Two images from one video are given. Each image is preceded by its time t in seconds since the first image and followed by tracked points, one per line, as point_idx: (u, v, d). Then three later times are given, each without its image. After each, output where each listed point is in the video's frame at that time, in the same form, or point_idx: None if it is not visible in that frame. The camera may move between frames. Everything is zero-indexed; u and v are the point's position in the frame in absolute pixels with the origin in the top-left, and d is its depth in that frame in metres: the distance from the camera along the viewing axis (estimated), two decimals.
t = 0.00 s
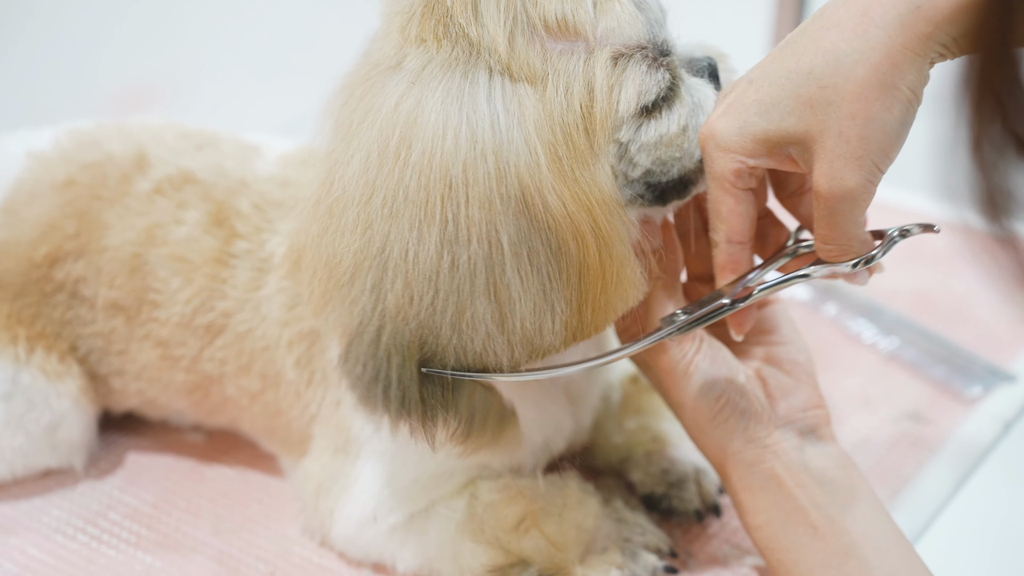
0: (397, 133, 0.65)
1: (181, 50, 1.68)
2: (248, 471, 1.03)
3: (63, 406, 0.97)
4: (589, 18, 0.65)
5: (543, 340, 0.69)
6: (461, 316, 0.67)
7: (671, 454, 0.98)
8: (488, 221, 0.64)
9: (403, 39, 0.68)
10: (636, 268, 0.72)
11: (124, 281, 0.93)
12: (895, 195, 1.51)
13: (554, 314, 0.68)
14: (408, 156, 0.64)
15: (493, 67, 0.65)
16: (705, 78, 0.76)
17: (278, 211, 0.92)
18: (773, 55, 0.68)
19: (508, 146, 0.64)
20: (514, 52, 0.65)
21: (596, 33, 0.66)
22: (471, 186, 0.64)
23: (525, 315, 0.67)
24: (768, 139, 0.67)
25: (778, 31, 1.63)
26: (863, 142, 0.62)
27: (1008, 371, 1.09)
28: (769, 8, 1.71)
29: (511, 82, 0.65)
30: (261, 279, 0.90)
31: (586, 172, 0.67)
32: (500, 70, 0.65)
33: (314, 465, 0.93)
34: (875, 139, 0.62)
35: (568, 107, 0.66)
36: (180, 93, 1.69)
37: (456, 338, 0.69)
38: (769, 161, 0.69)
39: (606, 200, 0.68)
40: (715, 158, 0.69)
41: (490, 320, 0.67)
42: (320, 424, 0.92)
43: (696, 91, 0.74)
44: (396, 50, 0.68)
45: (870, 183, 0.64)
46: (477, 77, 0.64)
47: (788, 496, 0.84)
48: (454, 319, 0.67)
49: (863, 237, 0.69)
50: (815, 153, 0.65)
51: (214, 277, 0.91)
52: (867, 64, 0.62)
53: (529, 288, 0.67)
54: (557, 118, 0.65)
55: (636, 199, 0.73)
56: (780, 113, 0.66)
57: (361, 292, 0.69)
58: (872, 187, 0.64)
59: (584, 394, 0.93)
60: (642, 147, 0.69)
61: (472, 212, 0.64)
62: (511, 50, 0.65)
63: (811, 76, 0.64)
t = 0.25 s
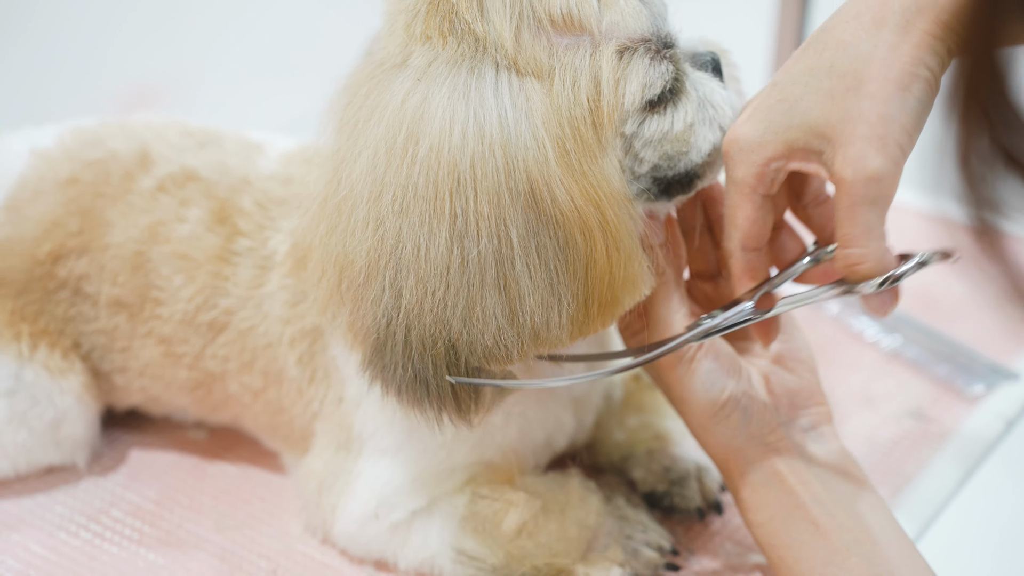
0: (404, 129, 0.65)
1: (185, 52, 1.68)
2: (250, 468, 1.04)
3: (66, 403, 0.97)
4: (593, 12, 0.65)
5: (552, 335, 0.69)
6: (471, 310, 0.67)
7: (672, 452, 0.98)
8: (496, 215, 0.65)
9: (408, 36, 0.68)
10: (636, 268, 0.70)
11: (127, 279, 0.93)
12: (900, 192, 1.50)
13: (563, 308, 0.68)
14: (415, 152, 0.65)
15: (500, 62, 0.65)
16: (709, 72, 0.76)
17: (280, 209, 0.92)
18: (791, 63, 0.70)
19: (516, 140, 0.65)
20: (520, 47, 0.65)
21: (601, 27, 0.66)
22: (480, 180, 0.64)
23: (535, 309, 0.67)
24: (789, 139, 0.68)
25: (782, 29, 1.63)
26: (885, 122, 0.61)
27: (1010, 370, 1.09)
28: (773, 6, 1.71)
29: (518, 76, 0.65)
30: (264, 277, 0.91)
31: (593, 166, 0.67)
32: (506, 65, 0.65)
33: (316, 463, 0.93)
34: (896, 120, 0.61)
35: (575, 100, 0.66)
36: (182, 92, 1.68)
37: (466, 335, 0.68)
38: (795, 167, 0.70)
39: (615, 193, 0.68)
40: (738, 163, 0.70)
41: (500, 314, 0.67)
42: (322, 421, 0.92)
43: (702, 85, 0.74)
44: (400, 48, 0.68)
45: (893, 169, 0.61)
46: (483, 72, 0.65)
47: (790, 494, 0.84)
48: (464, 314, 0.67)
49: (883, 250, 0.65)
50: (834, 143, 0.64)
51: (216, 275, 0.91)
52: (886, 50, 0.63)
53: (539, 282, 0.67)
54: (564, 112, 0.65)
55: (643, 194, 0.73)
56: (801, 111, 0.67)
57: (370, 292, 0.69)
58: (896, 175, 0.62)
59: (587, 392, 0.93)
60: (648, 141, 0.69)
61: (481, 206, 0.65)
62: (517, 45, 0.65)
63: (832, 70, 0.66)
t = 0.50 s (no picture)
0: (403, 129, 0.65)
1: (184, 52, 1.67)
2: (249, 468, 1.03)
3: (64, 403, 0.97)
4: (593, 12, 0.66)
5: (550, 335, 0.69)
6: (469, 311, 0.67)
7: (671, 452, 0.98)
8: (495, 215, 0.65)
9: (408, 37, 0.68)
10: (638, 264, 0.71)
11: (126, 279, 0.93)
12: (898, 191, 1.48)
13: (561, 308, 0.68)
14: (414, 152, 0.65)
15: (499, 62, 0.65)
16: (709, 72, 0.76)
17: (279, 209, 0.92)
18: (763, 99, 0.67)
19: (516, 140, 0.65)
20: (520, 48, 0.65)
21: (600, 27, 0.66)
22: (479, 180, 0.64)
23: (533, 309, 0.67)
24: (739, 175, 0.66)
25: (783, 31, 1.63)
26: (836, 180, 0.61)
27: (1010, 370, 1.09)
28: (773, 7, 1.71)
29: (518, 77, 0.65)
30: (263, 277, 0.90)
31: (594, 166, 0.67)
32: (506, 66, 0.65)
33: (315, 463, 0.93)
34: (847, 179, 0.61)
35: (576, 101, 0.66)
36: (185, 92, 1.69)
37: (463, 334, 0.68)
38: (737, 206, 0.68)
39: (614, 192, 0.68)
40: (682, 190, 0.68)
41: (498, 315, 0.67)
42: (321, 422, 0.92)
43: (702, 84, 0.74)
44: (400, 49, 0.68)
45: (833, 225, 0.62)
46: (484, 72, 0.65)
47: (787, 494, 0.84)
48: (462, 314, 0.67)
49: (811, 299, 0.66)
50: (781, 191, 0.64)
51: (215, 275, 0.91)
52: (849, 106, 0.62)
53: (538, 283, 0.67)
54: (564, 112, 0.65)
55: (642, 194, 0.73)
56: (756, 149, 0.65)
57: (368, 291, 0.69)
58: (835, 230, 0.62)
59: (586, 393, 0.93)
60: (647, 141, 0.70)
61: (479, 206, 0.65)
62: (517, 45, 0.65)
63: (794, 116, 0.64)
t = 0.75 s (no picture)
0: (406, 130, 0.64)
1: (185, 48, 1.68)
2: (248, 463, 1.03)
3: (62, 398, 0.97)
4: (591, 6, 0.65)
5: (559, 333, 0.69)
6: (477, 312, 0.67)
7: (671, 447, 0.98)
8: (501, 215, 0.65)
9: (406, 34, 0.67)
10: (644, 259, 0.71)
11: (125, 274, 0.93)
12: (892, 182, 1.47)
13: (568, 305, 0.68)
14: (418, 153, 0.64)
15: (499, 59, 0.65)
16: (708, 61, 0.76)
17: (277, 203, 0.92)
18: (766, 86, 0.67)
19: (519, 138, 0.64)
20: (519, 44, 0.65)
21: (599, 20, 0.65)
22: (483, 181, 0.64)
23: (541, 308, 0.67)
24: (747, 163, 0.67)
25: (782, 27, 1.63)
26: (839, 171, 0.61)
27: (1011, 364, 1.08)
28: (772, 3, 1.71)
29: (518, 74, 0.65)
30: (260, 272, 0.90)
31: (596, 161, 0.67)
32: (506, 63, 0.65)
33: (314, 458, 0.93)
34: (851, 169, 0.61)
35: (576, 96, 0.65)
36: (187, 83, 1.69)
37: (472, 333, 0.68)
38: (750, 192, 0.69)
39: (616, 186, 0.68)
40: (694, 181, 0.69)
41: (506, 314, 0.67)
42: (319, 417, 0.92)
43: (701, 75, 0.74)
44: (398, 46, 0.67)
45: (842, 215, 0.62)
46: (483, 69, 0.64)
47: (787, 489, 0.84)
48: (470, 314, 0.67)
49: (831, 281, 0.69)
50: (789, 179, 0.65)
51: (213, 270, 0.91)
52: (849, 94, 0.62)
53: (545, 281, 0.67)
54: (565, 108, 0.65)
55: (644, 187, 0.73)
56: (761, 138, 0.66)
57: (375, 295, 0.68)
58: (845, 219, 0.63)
59: (586, 389, 0.93)
60: (648, 135, 0.70)
61: (484, 207, 0.64)
62: (517, 42, 0.65)
63: (795, 104, 0.64)
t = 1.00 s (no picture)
0: (408, 134, 0.64)
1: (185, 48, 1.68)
2: (245, 463, 1.03)
3: (58, 398, 0.97)
4: (586, 3, 0.65)
5: (564, 334, 0.69)
6: (480, 315, 0.67)
7: (670, 447, 0.98)
8: (503, 216, 0.64)
9: (402, 36, 0.67)
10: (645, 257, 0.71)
11: (121, 273, 0.93)
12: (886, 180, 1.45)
13: (571, 305, 0.68)
14: (419, 158, 0.64)
15: (496, 59, 0.64)
16: (706, 56, 0.76)
17: (275, 203, 0.91)
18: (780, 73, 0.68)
19: (518, 139, 0.64)
20: (517, 44, 0.64)
21: (596, 18, 0.65)
22: (484, 183, 0.64)
23: (545, 309, 0.67)
24: (768, 147, 0.67)
25: (780, 28, 1.62)
26: (860, 148, 0.60)
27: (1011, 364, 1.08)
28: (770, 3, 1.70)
29: (515, 73, 0.64)
30: (257, 272, 0.90)
31: (597, 159, 0.67)
32: (503, 62, 0.64)
33: (311, 459, 0.92)
34: (869, 146, 0.59)
35: (574, 94, 0.65)
36: (187, 81, 1.67)
37: (476, 339, 0.68)
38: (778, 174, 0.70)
39: (616, 184, 0.68)
40: (719, 167, 0.70)
41: (511, 315, 0.67)
42: (316, 417, 0.92)
43: (699, 70, 0.74)
44: (393, 48, 0.67)
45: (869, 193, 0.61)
46: (480, 70, 0.64)
47: (785, 489, 0.83)
48: (473, 318, 0.67)
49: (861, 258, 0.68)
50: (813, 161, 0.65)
51: (210, 270, 0.91)
52: (866, 71, 0.60)
53: (548, 280, 0.67)
54: (563, 106, 0.65)
55: (644, 185, 0.73)
56: (781, 122, 0.66)
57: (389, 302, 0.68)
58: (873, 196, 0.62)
59: (584, 389, 0.92)
60: (646, 133, 0.70)
61: (485, 209, 0.64)
62: (514, 42, 0.64)
63: (814, 84, 0.64)
